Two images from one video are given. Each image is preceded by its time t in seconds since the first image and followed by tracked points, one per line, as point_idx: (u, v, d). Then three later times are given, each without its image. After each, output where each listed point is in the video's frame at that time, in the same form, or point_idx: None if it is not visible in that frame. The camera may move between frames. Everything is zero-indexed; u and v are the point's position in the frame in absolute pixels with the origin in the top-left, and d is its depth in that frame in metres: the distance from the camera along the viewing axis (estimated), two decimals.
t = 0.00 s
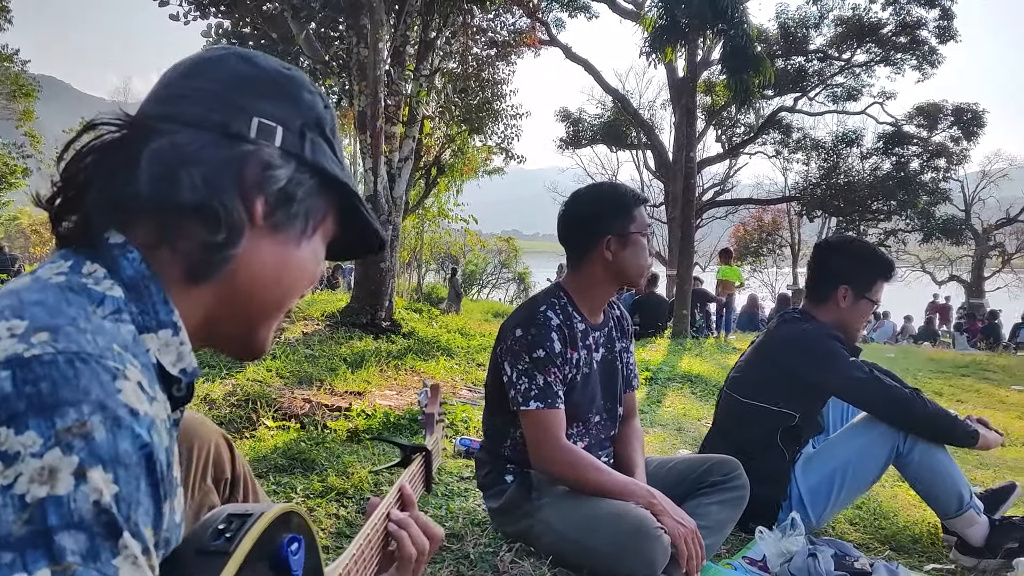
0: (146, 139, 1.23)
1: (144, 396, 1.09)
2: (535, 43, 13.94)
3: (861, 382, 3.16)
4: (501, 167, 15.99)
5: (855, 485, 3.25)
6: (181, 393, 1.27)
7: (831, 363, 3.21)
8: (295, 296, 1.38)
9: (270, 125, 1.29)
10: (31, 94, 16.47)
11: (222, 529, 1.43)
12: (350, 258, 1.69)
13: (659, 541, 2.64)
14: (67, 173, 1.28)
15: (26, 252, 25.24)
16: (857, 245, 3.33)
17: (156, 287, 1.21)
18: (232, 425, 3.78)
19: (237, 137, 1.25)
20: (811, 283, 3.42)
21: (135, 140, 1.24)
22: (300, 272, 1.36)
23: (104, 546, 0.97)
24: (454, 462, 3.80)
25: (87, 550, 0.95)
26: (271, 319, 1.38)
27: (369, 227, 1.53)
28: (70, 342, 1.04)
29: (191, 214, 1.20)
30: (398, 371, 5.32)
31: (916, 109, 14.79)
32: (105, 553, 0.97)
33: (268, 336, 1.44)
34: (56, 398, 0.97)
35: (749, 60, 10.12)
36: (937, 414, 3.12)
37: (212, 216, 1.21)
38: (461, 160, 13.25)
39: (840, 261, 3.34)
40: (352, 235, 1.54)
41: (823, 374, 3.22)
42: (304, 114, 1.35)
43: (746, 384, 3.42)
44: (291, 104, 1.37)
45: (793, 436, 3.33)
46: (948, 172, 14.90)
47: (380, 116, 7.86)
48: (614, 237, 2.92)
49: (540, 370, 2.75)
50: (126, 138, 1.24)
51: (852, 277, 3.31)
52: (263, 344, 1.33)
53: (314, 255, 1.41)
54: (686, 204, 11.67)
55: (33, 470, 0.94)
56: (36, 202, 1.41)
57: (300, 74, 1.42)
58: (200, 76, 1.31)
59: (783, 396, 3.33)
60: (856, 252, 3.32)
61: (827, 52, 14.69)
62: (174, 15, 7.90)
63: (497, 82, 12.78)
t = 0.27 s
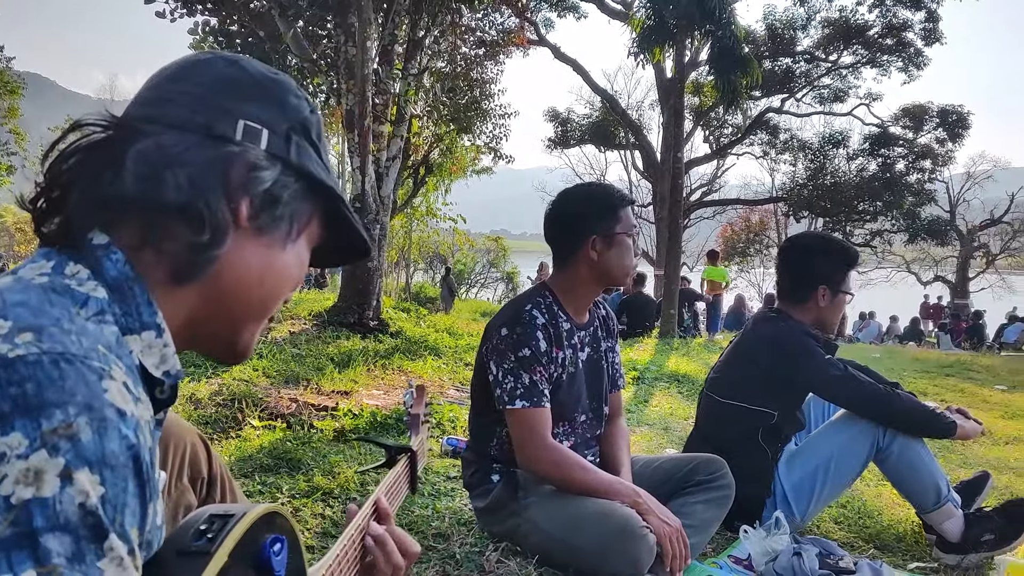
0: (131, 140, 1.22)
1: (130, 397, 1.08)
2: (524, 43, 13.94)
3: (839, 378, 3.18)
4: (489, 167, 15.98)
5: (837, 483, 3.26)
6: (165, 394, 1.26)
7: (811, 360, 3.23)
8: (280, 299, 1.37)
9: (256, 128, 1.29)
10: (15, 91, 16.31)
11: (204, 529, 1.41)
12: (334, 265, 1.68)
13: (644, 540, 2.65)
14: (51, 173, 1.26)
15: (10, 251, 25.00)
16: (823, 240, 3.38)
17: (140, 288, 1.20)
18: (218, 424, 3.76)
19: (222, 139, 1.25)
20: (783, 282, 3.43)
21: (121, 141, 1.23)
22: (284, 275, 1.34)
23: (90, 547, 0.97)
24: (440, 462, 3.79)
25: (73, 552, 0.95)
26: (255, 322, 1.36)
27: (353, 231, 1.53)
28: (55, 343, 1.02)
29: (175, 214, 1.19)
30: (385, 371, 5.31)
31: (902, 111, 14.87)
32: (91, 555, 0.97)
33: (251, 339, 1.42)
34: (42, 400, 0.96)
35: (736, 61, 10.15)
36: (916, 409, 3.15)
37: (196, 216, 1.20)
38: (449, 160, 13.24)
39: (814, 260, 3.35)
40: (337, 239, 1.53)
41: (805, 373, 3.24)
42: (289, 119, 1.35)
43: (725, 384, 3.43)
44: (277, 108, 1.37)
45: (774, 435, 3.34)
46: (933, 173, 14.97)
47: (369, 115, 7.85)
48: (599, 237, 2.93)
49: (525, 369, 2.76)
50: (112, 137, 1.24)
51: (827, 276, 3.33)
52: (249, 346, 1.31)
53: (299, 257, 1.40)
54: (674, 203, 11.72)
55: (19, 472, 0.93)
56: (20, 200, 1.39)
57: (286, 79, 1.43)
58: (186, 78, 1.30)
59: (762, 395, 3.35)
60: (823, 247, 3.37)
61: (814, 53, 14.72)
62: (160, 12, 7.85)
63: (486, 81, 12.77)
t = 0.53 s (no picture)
0: (114, 138, 1.22)
1: (111, 391, 1.07)
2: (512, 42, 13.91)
3: (822, 376, 3.20)
4: (478, 166, 15.95)
5: (821, 481, 3.29)
6: (146, 395, 1.24)
7: (795, 359, 3.24)
8: (264, 300, 1.36)
9: (239, 128, 1.29)
10: None
11: (188, 530, 1.43)
12: (315, 267, 1.67)
13: (630, 539, 2.65)
14: (31, 174, 1.24)
15: None
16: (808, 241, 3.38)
17: (122, 286, 1.18)
18: (203, 423, 3.74)
19: (204, 137, 1.25)
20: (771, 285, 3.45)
21: (103, 139, 1.22)
22: (268, 276, 1.33)
23: (72, 541, 0.95)
24: (427, 461, 3.78)
25: (55, 545, 0.93)
26: (238, 324, 1.35)
27: (336, 233, 1.52)
28: (35, 336, 1.01)
29: (159, 212, 1.17)
30: (372, 370, 5.30)
31: (888, 112, 14.93)
32: (74, 548, 0.95)
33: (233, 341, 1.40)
34: (22, 393, 0.95)
35: (724, 60, 10.13)
36: (899, 406, 3.17)
37: (181, 215, 1.19)
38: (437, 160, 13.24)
39: (801, 260, 3.34)
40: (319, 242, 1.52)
41: (790, 373, 3.24)
42: (271, 120, 1.35)
43: (711, 384, 3.44)
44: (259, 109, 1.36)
45: (759, 433, 3.34)
46: (919, 174, 14.98)
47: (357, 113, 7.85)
48: (585, 237, 2.93)
49: (510, 368, 2.75)
50: (94, 135, 1.23)
51: (815, 277, 3.33)
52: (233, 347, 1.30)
53: (282, 259, 1.39)
54: (662, 203, 11.74)
55: None
56: None
57: (267, 82, 1.43)
58: (168, 80, 1.30)
59: (748, 395, 3.34)
60: (807, 248, 3.37)
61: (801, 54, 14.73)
62: (146, 9, 7.79)
63: (475, 80, 12.75)
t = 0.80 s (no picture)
0: (91, 135, 1.20)
1: (92, 396, 1.05)
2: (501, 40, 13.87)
3: (823, 381, 3.23)
4: (466, 164, 15.96)
5: (812, 484, 3.29)
6: (126, 394, 1.23)
7: (793, 361, 3.25)
8: (243, 297, 1.34)
9: (218, 125, 1.27)
10: None
11: (166, 528, 1.40)
12: (297, 264, 1.65)
13: (615, 539, 2.65)
14: (12, 170, 1.22)
15: None
16: (801, 243, 3.35)
17: (102, 286, 1.16)
18: (188, 422, 3.72)
19: (184, 135, 1.23)
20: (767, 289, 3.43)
21: (82, 136, 1.21)
22: (248, 274, 1.32)
23: (47, 548, 0.96)
24: (413, 459, 3.78)
25: (30, 553, 0.94)
26: (218, 321, 1.33)
27: (318, 231, 1.51)
28: (15, 340, 0.99)
29: (137, 211, 1.15)
30: (359, 368, 5.29)
31: (874, 112, 14.99)
32: (48, 556, 0.96)
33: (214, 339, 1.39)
34: None
35: (711, 60, 10.14)
36: (893, 413, 3.21)
37: (159, 212, 1.17)
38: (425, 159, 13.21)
39: (797, 262, 3.32)
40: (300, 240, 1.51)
41: (785, 374, 3.26)
42: (252, 117, 1.33)
43: (704, 383, 3.45)
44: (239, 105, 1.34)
45: (751, 434, 3.35)
46: (904, 174, 14.97)
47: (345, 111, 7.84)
48: (572, 239, 2.92)
49: (496, 367, 2.75)
50: (71, 132, 1.21)
51: (811, 279, 3.32)
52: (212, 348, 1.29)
53: (263, 256, 1.38)
54: (649, 202, 11.78)
55: None
56: None
57: (248, 77, 1.41)
58: (147, 74, 1.28)
59: (741, 395, 3.36)
60: (800, 250, 3.33)
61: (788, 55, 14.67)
62: (130, 4, 7.72)
63: (463, 79, 12.74)
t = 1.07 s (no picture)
0: (60, 131, 1.18)
1: (61, 387, 1.05)
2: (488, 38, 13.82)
3: (813, 388, 3.14)
4: (454, 163, 15.93)
5: (798, 487, 3.24)
6: (97, 391, 1.20)
7: (787, 366, 3.18)
8: (218, 295, 1.33)
9: (191, 122, 1.26)
10: None
11: (141, 526, 1.36)
12: (277, 265, 1.63)
13: (598, 537, 2.66)
14: None
15: None
16: (802, 248, 3.30)
17: (72, 281, 1.14)
18: (171, 420, 3.70)
19: (156, 130, 1.22)
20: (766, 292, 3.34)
21: (51, 131, 1.19)
22: (223, 273, 1.30)
23: (17, 538, 0.94)
24: (397, 458, 3.78)
25: None
26: (192, 320, 1.31)
27: (297, 231, 1.49)
28: None
29: (105, 206, 1.14)
30: (345, 367, 5.28)
31: (860, 113, 14.99)
32: (17, 546, 0.94)
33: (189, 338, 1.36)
34: None
35: (698, 59, 10.11)
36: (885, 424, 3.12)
37: (129, 209, 1.15)
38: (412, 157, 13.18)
39: (796, 268, 3.26)
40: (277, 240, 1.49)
41: (779, 377, 3.19)
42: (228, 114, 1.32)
43: (697, 381, 3.37)
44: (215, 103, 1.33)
45: (739, 435, 3.30)
46: (889, 175, 14.99)
47: (332, 108, 7.82)
48: (559, 238, 2.92)
49: (482, 366, 2.75)
50: (44, 128, 1.20)
51: (809, 284, 3.25)
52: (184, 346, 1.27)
53: (238, 255, 1.36)
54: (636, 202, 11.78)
55: None
56: None
57: (226, 77, 1.39)
58: (124, 72, 1.28)
59: (734, 396, 3.27)
60: (801, 255, 3.28)
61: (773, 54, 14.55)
62: None
63: (450, 77, 12.73)
